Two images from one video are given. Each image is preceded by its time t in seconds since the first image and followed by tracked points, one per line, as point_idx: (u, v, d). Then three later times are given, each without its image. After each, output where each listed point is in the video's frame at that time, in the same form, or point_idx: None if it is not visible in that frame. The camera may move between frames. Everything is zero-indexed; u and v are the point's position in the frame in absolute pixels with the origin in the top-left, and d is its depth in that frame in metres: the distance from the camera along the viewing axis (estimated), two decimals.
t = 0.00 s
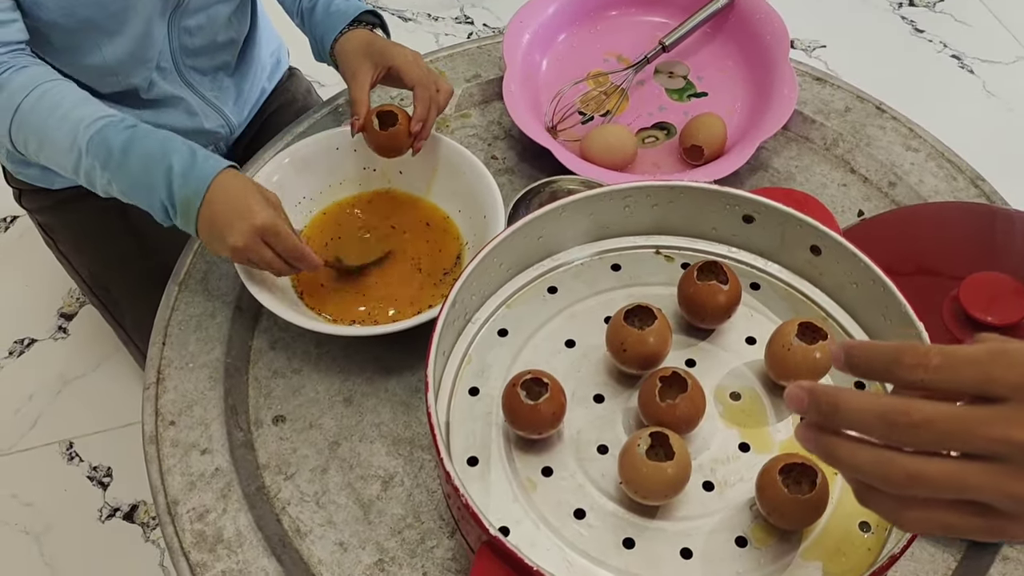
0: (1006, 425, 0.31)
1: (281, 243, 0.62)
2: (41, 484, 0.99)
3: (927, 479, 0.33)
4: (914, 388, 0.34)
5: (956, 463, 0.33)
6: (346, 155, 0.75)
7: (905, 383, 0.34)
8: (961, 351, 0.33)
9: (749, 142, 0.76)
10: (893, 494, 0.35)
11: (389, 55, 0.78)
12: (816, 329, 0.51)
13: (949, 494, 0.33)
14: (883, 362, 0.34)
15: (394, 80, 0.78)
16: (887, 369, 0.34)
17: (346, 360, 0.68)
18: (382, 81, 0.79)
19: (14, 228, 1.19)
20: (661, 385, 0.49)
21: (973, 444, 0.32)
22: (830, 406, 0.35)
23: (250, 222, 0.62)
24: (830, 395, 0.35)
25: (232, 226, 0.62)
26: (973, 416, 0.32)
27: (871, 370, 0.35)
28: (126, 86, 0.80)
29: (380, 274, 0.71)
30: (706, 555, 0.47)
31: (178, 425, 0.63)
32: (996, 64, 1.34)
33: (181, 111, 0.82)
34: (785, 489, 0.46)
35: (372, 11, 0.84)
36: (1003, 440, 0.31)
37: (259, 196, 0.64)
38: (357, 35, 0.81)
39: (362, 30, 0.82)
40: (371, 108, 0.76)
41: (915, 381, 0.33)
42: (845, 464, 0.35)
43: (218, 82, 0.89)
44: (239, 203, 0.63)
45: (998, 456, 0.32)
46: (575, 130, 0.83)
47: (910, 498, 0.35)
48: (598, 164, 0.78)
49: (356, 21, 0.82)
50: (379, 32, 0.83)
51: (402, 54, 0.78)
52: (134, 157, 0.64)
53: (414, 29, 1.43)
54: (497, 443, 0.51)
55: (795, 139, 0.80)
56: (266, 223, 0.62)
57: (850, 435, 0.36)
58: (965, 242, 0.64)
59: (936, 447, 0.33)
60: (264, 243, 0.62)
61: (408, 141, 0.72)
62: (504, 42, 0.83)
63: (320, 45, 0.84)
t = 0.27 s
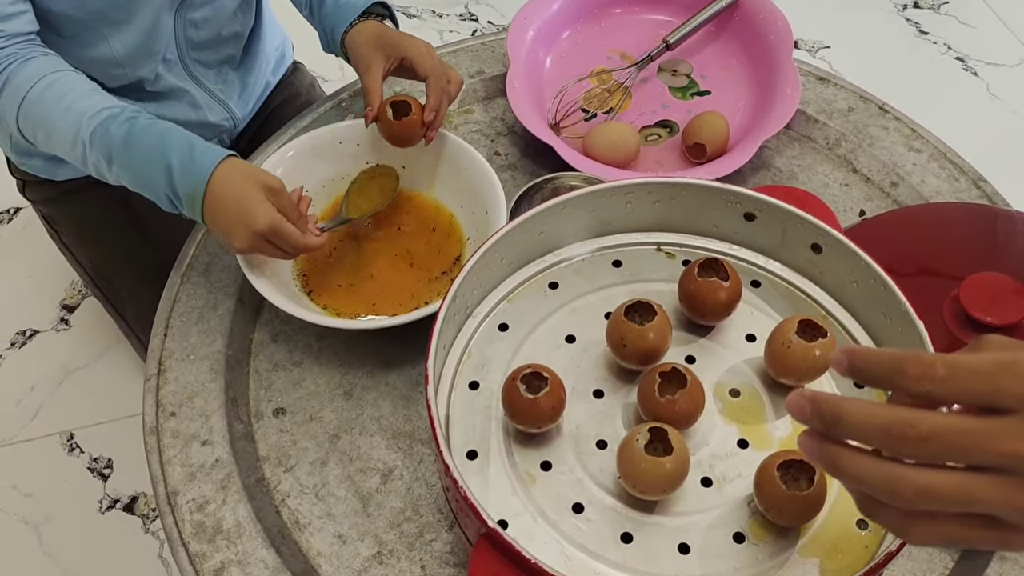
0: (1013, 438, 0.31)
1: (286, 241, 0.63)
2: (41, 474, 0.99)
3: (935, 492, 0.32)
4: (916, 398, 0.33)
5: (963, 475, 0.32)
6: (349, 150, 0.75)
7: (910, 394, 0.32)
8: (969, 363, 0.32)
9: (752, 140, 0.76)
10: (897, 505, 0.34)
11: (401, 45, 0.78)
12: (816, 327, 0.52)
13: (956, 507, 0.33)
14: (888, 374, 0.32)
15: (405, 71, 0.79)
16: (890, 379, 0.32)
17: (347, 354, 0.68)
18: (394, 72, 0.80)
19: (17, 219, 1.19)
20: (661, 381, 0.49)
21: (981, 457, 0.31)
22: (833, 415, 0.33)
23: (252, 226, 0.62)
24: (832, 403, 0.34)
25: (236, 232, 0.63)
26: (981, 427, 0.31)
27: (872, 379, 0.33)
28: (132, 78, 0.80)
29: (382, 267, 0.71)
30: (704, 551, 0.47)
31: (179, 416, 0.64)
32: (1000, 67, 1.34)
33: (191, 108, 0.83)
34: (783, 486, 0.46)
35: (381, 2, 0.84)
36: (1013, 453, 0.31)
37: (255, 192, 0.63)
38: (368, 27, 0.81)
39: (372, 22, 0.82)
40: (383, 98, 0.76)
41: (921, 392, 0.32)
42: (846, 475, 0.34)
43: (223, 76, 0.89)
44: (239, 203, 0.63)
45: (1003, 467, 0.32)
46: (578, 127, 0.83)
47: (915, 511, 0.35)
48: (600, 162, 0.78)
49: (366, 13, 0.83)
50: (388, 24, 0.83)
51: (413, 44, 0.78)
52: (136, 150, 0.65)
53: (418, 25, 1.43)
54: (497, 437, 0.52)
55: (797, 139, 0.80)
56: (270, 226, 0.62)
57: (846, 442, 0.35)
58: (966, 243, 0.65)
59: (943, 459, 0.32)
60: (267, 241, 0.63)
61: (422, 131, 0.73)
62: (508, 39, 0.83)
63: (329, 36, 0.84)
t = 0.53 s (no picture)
0: (1009, 448, 0.29)
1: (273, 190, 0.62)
2: (42, 468, 1.00)
3: (933, 505, 0.31)
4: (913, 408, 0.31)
5: (961, 486, 0.30)
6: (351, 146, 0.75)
7: (908, 405, 0.31)
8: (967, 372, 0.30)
9: (754, 139, 0.77)
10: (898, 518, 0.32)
11: (400, 43, 0.79)
12: (817, 325, 0.52)
13: (953, 518, 0.31)
14: (885, 384, 0.30)
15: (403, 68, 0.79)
16: (886, 390, 0.31)
17: (348, 349, 0.68)
18: (392, 69, 0.80)
19: (19, 213, 1.20)
20: (661, 377, 0.49)
21: (979, 468, 0.30)
22: (830, 425, 0.32)
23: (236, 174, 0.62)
24: (829, 413, 0.32)
25: (220, 181, 0.62)
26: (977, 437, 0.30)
27: (870, 389, 0.31)
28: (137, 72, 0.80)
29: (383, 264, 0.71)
30: (703, 547, 0.47)
31: (180, 410, 0.64)
32: (1003, 68, 1.34)
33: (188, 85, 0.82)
34: (783, 483, 0.46)
35: None
36: (1011, 464, 0.29)
37: (240, 139, 0.63)
38: (367, 22, 0.81)
39: (370, 19, 0.83)
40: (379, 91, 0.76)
41: (918, 404, 0.30)
42: (845, 486, 0.33)
43: (227, 71, 0.89)
44: (224, 151, 0.62)
45: (1004, 478, 0.30)
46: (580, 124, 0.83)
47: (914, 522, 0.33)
48: (602, 159, 0.78)
49: (365, 10, 0.83)
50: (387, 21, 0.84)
51: (412, 42, 0.78)
52: (126, 117, 0.64)
53: (421, 23, 1.43)
54: (497, 432, 0.52)
55: (799, 138, 0.80)
56: (253, 174, 0.61)
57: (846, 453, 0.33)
58: (967, 243, 0.65)
59: (940, 470, 0.30)
60: (252, 191, 0.62)
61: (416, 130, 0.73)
62: (511, 37, 0.83)
63: (328, 31, 0.84)
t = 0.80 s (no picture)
0: (1008, 447, 0.29)
1: (262, 143, 0.62)
2: (43, 464, 1.00)
3: (932, 504, 0.31)
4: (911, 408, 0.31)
5: (961, 485, 0.31)
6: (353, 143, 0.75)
7: (907, 404, 0.30)
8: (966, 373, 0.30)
9: (755, 138, 0.77)
10: (897, 517, 0.32)
11: (396, 46, 0.78)
12: (818, 323, 0.52)
13: (953, 516, 0.31)
14: (885, 382, 0.30)
15: (400, 71, 0.79)
16: (885, 388, 0.30)
17: (350, 346, 0.68)
18: (389, 72, 0.80)
19: (21, 211, 1.20)
20: (662, 375, 0.50)
21: (978, 466, 0.30)
22: (830, 423, 0.32)
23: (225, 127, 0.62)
24: (829, 411, 0.32)
25: (211, 135, 0.62)
26: (976, 436, 0.30)
27: (869, 388, 0.31)
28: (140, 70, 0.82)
29: (383, 262, 0.71)
30: (704, 545, 0.47)
31: (182, 407, 0.64)
32: (1005, 69, 1.34)
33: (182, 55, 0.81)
34: (783, 480, 0.46)
35: (381, 2, 0.85)
36: (1010, 463, 0.29)
37: (230, 92, 0.62)
38: (365, 26, 0.82)
39: (368, 21, 0.83)
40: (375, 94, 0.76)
41: (918, 403, 0.30)
42: (844, 485, 0.33)
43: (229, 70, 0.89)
44: (214, 106, 0.62)
45: (1002, 476, 0.30)
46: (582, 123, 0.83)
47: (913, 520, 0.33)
48: (604, 158, 0.79)
49: (364, 11, 0.84)
50: (386, 23, 0.84)
51: (408, 45, 0.78)
52: (115, 89, 0.65)
53: (422, 22, 1.43)
54: (499, 429, 0.52)
55: (800, 137, 0.81)
56: (241, 126, 0.61)
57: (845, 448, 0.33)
58: (968, 243, 0.65)
59: (938, 469, 0.30)
60: (242, 143, 0.62)
61: (411, 134, 0.74)
62: (513, 35, 0.83)
63: (327, 32, 0.85)
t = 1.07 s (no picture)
0: (996, 449, 0.29)
1: (255, 109, 0.62)
2: (44, 464, 1.00)
3: (922, 506, 0.30)
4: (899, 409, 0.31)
5: (950, 487, 0.30)
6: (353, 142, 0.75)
7: (894, 405, 0.30)
8: (952, 373, 0.29)
9: (756, 138, 0.77)
10: (888, 519, 0.32)
11: (393, 47, 0.79)
12: (819, 322, 0.52)
13: (944, 519, 0.30)
14: (872, 383, 0.31)
15: (397, 72, 0.79)
16: (873, 390, 0.31)
17: (351, 345, 0.68)
18: (385, 73, 0.80)
19: (21, 210, 1.20)
20: (662, 374, 0.50)
21: (967, 468, 0.29)
22: (817, 423, 0.32)
23: (218, 93, 0.62)
24: (816, 411, 0.32)
25: (202, 100, 0.62)
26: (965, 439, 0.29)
27: (859, 390, 0.31)
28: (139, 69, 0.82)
29: (384, 261, 0.71)
30: (704, 544, 0.47)
31: (183, 406, 0.64)
32: (1005, 67, 1.34)
33: (182, 41, 0.81)
34: (783, 479, 0.46)
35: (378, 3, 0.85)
36: (997, 464, 0.29)
37: (226, 64, 0.63)
38: (362, 27, 0.82)
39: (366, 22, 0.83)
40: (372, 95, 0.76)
41: (905, 405, 0.30)
42: (835, 487, 0.33)
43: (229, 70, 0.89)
44: (207, 74, 0.62)
45: (991, 478, 0.29)
46: (582, 122, 0.83)
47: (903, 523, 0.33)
48: (604, 157, 0.79)
49: (361, 12, 0.84)
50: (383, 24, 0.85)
51: (405, 47, 0.78)
52: (110, 73, 0.65)
53: (423, 21, 1.43)
54: (499, 428, 0.52)
55: (801, 137, 0.81)
56: (236, 92, 0.61)
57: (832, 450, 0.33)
58: (966, 243, 0.65)
59: (927, 470, 0.30)
60: (235, 111, 0.62)
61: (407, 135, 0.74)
62: (514, 34, 0.83)
63: (324, 32, 0.85)
